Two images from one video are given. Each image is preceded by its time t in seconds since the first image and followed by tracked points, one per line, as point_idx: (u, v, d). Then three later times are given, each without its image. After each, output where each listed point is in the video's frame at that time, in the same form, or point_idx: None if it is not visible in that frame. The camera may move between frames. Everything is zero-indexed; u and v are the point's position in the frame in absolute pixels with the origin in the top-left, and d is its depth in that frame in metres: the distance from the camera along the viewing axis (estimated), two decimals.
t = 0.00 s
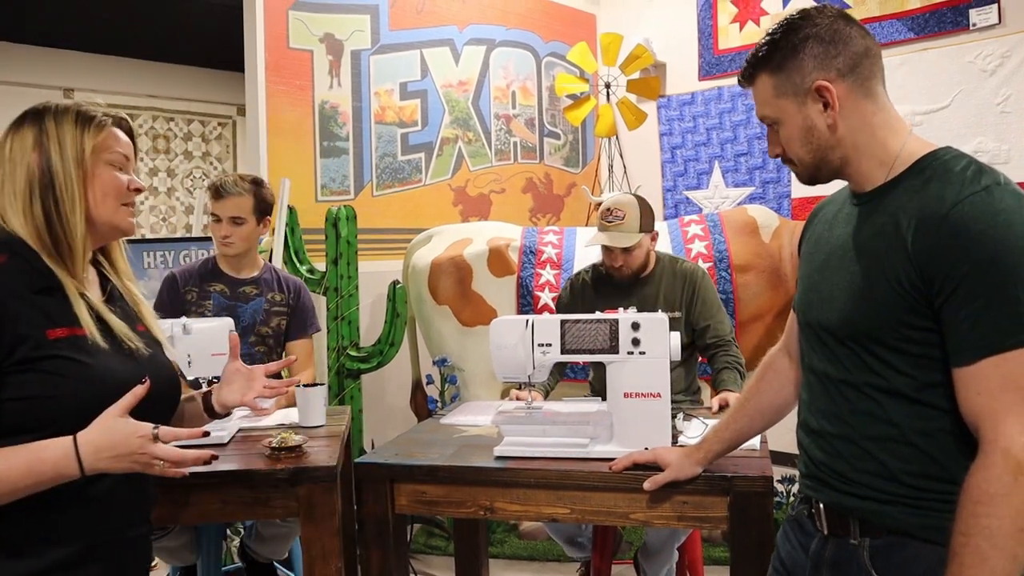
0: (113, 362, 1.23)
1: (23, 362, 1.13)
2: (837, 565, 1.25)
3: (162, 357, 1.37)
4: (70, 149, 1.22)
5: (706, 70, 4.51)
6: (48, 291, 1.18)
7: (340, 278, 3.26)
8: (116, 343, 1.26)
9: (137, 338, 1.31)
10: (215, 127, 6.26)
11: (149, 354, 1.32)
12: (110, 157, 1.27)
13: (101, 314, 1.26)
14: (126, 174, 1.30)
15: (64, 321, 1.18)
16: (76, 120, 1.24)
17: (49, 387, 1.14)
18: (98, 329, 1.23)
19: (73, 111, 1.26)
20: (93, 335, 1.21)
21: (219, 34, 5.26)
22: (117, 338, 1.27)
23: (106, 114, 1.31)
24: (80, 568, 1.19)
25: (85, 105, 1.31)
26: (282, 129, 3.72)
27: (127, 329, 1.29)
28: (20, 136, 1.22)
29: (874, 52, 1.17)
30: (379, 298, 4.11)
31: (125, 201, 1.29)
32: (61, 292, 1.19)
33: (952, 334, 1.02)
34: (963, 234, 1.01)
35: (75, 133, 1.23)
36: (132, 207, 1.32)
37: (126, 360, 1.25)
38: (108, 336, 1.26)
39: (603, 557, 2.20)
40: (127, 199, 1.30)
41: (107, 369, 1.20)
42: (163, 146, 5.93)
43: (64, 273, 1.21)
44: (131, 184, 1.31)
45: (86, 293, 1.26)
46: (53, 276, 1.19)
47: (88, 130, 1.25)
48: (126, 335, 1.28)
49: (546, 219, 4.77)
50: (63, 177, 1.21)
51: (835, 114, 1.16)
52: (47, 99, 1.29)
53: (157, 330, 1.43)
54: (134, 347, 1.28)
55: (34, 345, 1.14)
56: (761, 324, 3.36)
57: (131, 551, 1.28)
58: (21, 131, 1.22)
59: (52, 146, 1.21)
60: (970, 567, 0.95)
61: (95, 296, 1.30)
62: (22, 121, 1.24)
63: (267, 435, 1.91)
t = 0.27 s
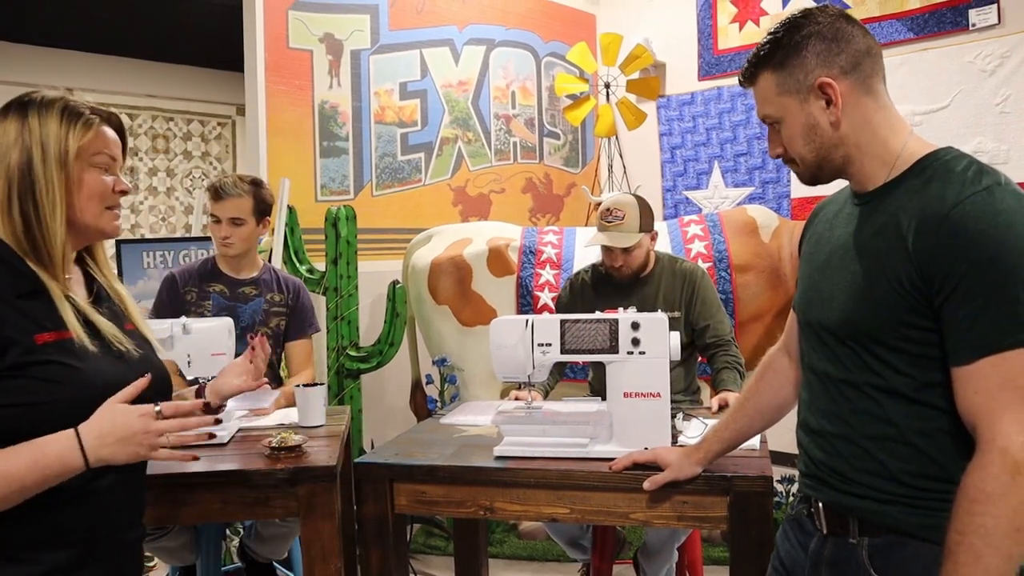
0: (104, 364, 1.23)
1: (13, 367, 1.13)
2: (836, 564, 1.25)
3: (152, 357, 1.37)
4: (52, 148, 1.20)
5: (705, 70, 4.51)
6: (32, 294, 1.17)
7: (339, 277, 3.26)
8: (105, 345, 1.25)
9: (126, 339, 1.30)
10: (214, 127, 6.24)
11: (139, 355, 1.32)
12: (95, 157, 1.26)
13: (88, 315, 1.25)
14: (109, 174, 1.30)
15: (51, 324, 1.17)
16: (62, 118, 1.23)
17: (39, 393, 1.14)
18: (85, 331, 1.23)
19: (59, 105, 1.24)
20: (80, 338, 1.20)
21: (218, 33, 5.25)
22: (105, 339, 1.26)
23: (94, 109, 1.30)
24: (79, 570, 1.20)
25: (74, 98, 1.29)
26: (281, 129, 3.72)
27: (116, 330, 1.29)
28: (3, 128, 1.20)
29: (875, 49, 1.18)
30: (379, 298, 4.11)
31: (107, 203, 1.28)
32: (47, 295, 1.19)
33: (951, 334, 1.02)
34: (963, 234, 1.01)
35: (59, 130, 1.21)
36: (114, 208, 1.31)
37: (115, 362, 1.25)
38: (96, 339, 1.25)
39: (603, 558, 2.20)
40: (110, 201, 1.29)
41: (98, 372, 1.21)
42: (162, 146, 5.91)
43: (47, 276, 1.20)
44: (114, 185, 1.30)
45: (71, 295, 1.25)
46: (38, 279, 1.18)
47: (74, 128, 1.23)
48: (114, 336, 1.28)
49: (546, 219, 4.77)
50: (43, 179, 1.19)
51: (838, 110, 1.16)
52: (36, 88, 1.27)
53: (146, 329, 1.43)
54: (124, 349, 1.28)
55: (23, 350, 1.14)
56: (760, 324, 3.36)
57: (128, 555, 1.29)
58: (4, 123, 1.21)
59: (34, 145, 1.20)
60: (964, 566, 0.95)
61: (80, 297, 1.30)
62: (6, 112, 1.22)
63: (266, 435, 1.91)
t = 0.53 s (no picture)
0: (98, 364, 1.23)
1: (8, 369, 1.12)
2: (838, 564, 1.25)
3: (148, 356, 1.37)
4: (46, 150, 1.20)
5: (705, 70, 4.51)
6: (26, 295, 1.17)
7: (339, 277, 3.27)
8: (101, 346, 1.26)
9: (121, 340, 1.31)
10: (214, 127, 6.23)
11: (135, 355, 1.32)
12: (91, 160, 1.26)
13: (82, 315, 1.25)
14: (106, 176, 1.29)
15: (45, 325, 1.17)
16: (58, 119, 1.22)
17: (35, 394, 1.14)
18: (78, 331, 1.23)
19: (56, 106, 1.23)
20: (73, 338, 1.20)
21: (218, 33, 5.25)
22: (100, 340, 1.27)
23: (91, 110, 1.29)
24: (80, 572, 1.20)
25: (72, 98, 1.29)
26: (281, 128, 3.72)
27: (111, 331, 1.29)
28: None
29: (881, 49, 1.18)
30: (379, 297, 4.10)
31: (103, 206, 1.28)
32: (41, 296, 1.18)
33: (953, 333, 1.02)
34: (965, 233, 1.01)
35: (54, 132, 1.21)
36: (110, 212, 1.31)
37: (109, 362, 1.25)
38: (91, 339, 1.25)
39: (602, 558, 2.20)
40: (106, 205, 1.29)
41: (93, 373, 1.21)
42: (162, 146, 5.90)
43: (39, 277, 1.20)
44: (111, 188, 1.29)
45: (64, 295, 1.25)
46: (30, 280, 1.18)
47: (70, 129, 1.23)
48: (108, 336, 1.28)
49: (545, 218, 4.77)
50: (35, 181, 1.19)
51: (842, 108, 1.16)
52: (34, 87, 1.26)
53: (141, 329, 1.44)
54: (118, 349, 1.29)
55: (18, 352, 1.14)
56: (759, 324, 3.36)
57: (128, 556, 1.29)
58: None
59: (28, 145, 1.20)
60: (969, 565, 0.95)
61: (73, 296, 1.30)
62: (2, 110, 1.22)
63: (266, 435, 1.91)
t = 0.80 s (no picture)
0: (100, 365, 1.22)
1: (8, 369, 1.12)
2: (837, 563, 1.25)
3: (154, 356, 1.35)
4: (52, 150, 1.20)
5: (704, 70, 4.51)
6: (27, 296, 1.17)
7: (338, 277, 3.26)
8: (104, 346, 1.25)
9: (124, 340, 1.29)
10: (213, 126, 6.22)
11: (140, 356, 1.31)
12: (97, 161, 1.26)
13: (83, 315, 1.25)
14: (111, 177, 1.29)
15: (45, 326, 1.17)
16: (64, 119, 1.22)
17: (34, 395, 1.13)
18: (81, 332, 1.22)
19: (61, 106, 1.23)
20: (73, 339, 1.19)
21: (216, 32, 5.24)
22: (103, 341, 1.25)
23: (97, 110, 1.29)
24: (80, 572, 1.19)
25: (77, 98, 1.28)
26: (281, 128, 3.72)
27: (114, 331, 1.28)
28: (3, 127, 1.20)
29: (880, 51, 1.18)
30: (377, 297, 4.10)
31: (108, 207, 1.28)
32: (41, 296, 1.18)
33: (954, 332, 1.02)
34: (966, 233, 1.02)
35: (59, 132, 1.21)
36: (116, 212, 1.31)
37: (113, 362, 1.24)
38: (93, 340, 1.24)
39: (601, 557, 2.20)
40: (110, 205, 1.29)
41: (94, 373, 1.20)
42: (160, 144, 5.90)
43: (41, 277, 1.20)
44: (116, 188, 1.30)
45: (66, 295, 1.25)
46: (32, 281, 1.18)
47: (75, 129, 1.23)
48: (112, 337, 1.27)
49: (544, 218, 4.77)
50: (40, 181, 1.19)
51: (842, 110, 1.16)
52: (39, 86, 1.26)
53: (146, 328, 1.43)
54: (121, 349, 1.27)
55: (17, 352, 1.13)
56: (758, 323, 3.36)
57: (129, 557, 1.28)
58: (5, 121, 1.21)
59: (33, 145, 1.20)
60: (970, 564, 0.96)
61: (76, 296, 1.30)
62: (7, 109, 1.22)
63: (264, 434, 1.91)
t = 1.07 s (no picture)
0: (104, 363, 1.21)
1: (11, 368, 1.12)
2: (838, 562, 1.25)
3: (161, 356, 1.34)
4: (47, 151, 1.19)
5: (704, 69, 4.51)
6: (33, 295, 1.17)
7: (337, 276, 3.26)
8: (109, 345, 1.24)
9: (131, 339, 1.29)
10: (213, 126, 6.21)
11: (147, 354, 1.30)
12: (96, 160, 1.25)
13: (89, 313, 1.24)
14: (112, 175, 1.28)
15: (50, 324, 1.17)
16: (62, 118, 1.22)
17: (35, 393, 1.13)
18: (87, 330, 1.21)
19: (60, 105, 1.23)
20: (79, 337, 1.19)
21: (216, 31, 5.23)
22: (108, 339, 1.25)
23: (98, 108, 1.28)
24: (82, 571, 1.18)
25: (79, 97, 1.28)
26: (281, 127, 3.72)
27: (119, 330, 1.27)
28: (3, 127, 1.20)
29: (881, 51, 1.18)
30: (377, 296, 4.10)
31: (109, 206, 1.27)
32: (46, 294, 1.18)
33: (953, 332, 1.02)
34: (964, 233, 1.02)
35: (56, 132, 1.20)
36: (119, 211, 1.29)
37: (118, 361, 1.23)
38: (99, 339, 1.24)
39: (600, 557, 2.20)
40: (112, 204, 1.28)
41: (97, 372, 1.19)
42: (160, 144, 5.89)
43: (50, 279, 1.20)
44: (118, 187, 1.28)
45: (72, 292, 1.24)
46: (38, 279, 1.18)
47: (73, 128, 1.22)
48: (117, 335, 1.26)
49: (544, 217, 4.77)
50: (36, 182, 1.19)
51: (843, 109, 1.16)
52: (43, 86, 1.26)
53: (156, 327, 1.42)
54: (127, 348, 1.27)
55: (20, 351, 1.13)
56: (758, 323, 3.36)
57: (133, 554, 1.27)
58: (6, 121, 1.21)
59: (31, 145, 1.19)
60: (969, 563, 0.96)
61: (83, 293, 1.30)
62: (10, 110, 1.22)
63: (263, 434, 1.91)
